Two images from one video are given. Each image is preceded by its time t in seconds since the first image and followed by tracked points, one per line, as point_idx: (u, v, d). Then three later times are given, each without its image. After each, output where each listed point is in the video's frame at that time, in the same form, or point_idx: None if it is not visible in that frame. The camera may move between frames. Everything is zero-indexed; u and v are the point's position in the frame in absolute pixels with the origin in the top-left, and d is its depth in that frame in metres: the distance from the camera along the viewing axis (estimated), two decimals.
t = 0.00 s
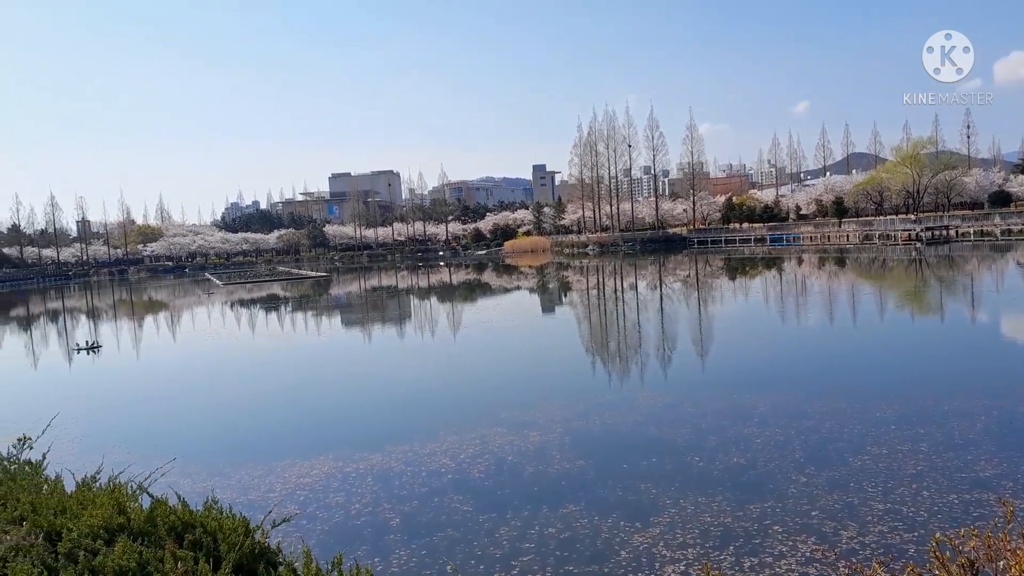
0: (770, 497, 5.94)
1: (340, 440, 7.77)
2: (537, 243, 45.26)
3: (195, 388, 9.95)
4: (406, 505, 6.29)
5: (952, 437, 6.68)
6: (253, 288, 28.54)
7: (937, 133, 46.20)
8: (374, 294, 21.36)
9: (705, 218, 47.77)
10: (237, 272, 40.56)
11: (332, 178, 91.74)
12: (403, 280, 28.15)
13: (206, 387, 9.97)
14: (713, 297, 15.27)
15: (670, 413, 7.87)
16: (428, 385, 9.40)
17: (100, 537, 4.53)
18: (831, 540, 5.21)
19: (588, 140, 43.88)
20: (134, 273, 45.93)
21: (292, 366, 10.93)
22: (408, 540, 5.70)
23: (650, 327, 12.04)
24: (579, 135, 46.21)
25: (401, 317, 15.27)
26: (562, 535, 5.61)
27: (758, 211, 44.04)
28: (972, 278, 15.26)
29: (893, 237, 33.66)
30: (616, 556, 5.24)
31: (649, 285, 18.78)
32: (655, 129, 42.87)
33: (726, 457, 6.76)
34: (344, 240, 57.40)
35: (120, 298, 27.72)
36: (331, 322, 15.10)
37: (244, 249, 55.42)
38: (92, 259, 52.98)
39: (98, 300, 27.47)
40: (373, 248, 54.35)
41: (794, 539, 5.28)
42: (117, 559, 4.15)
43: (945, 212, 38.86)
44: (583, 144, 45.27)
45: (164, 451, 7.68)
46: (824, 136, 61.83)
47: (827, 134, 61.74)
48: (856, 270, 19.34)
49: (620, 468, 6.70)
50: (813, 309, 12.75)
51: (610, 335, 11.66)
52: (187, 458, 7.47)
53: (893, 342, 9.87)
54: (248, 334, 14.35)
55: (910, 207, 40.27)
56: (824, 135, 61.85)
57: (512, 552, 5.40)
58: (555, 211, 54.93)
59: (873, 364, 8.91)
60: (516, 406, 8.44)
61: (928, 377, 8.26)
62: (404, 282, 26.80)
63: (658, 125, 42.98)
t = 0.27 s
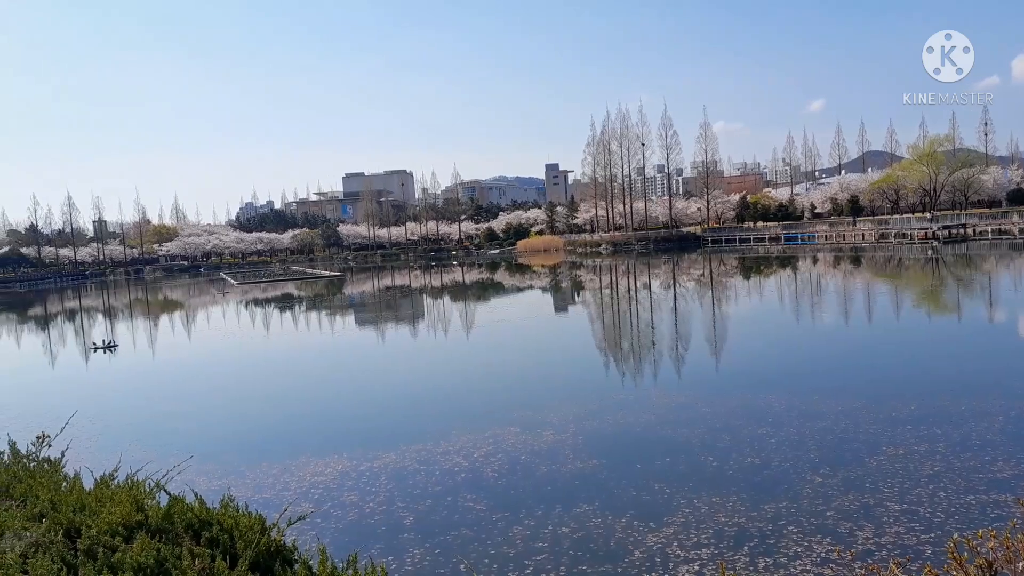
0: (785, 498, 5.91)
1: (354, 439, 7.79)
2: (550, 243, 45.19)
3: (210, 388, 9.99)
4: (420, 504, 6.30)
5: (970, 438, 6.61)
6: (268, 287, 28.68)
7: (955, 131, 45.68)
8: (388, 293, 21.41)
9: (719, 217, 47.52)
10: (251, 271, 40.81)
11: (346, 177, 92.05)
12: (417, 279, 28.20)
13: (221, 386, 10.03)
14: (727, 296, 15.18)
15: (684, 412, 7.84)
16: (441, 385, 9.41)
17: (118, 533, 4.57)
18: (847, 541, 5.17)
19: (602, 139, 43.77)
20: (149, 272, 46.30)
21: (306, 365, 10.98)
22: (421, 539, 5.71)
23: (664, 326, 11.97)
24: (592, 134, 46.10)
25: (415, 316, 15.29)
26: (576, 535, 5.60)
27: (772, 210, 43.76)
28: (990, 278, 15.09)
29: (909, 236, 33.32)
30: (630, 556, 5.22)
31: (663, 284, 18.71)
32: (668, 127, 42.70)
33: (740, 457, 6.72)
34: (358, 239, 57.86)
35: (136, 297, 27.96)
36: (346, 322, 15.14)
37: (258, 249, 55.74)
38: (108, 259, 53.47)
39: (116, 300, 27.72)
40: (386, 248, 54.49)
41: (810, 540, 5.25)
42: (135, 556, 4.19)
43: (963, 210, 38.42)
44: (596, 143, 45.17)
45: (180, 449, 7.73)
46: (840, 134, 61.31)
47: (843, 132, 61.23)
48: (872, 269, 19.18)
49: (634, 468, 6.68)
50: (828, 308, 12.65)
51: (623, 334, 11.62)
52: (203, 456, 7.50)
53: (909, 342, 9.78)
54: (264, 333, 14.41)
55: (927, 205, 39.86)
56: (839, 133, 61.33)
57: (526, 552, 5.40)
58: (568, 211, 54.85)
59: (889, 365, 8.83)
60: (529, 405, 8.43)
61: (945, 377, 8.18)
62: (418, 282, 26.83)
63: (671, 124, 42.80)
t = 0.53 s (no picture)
0: (795, 500, 5.88)
1: (364, 440, 7.82)
2: (559, 244, 45.20)
3: (221, 389, 10.04)
4: (429, 505, 6.31)
5: (981, 440, 6.58)
6: (277, 289, 28.80)
7: (967, 131, 45.29)
8: (397, 295, 21.47)
9: (729, 218, 47.47)
10: (261, 274, 41.00)
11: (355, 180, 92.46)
12: (426, 281, 28.25)
13: (231, 387, 10.09)
14: (737, 297, 15.17)
15: (693, 414, 7.83)
16: (449, 387, 9.43)
17: (131, 534, 4.60)
18: (858, 543, 5.15)
19: (611, 140, 43.73)
20: (160, 275, 46.58)
21: (316, 366, 11.04)
22: (431, 540, 5.72)
23: (673, 328, 11.95)
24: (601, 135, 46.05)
25: (424, 318, 15.34)
26: (585, 536, 5.60)
27: (782, 210, 43.59)
28: (1001, 278, 15.00)
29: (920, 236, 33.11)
30: (640, 557, 5.22)
31: (671, 286, 18.68)
32: (677, 128, 42.60)
33: (750, 459, 6.70)
34: (367, 240, 58.07)
35: (146, 300, 28.11)
36: (356, 323, 15.23)
37: (267, 251, 55.96)
38: (119, 261, 53.82)
39: (127, 302, 27.92)
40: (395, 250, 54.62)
41: (820, 542, 5.22)
42: (147, 556, 4.21)
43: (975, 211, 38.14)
44: (605, 144, 45.11)
45: (190, 450, 7.76)
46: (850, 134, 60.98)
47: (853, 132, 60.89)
48: (882, 270, 19.10)
49: (642, 470, 6.66)
50: (838, 309, 12.62)
51: (632, 336, 11.64)
52: (214, 457, 7.54)
53: (919, 343, 9.74)
54: (274, 335, 14.51)
55: (938, 206, 39.60)
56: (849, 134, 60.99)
57: (535, 553, 5.40)
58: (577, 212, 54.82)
59: (898, 366, 8.79)
60: (538, 406, 8.44)
61: (955, 379, 8.14)
62: (427, 283, 26.89)
63: (681, 125, 42.70)
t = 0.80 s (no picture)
0: (801, 503, 5.87)
1: (370, 440, 7.83)
2: (565, 245, 45.19)
3: (228, 390, 10.07)
4: (434, 506, 6.31)
5: (989, 443, 6.54)
6: (284, 290, 28.87)
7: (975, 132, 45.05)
8: (403, 296, 21.50)
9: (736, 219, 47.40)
10: (267, 274, 41.12)
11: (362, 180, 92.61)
12: (432, 282, 28.29)
13: (238, 388, 10.12)
14: (743, 299, 15.15)
15: (699, 416, 7.82)
16: (455, 387, 9.44)
17: (138, 534, 4.61)
18: (864, 546, 5.13)
19: (617, 141, 43.70)
20: (166, 275, 46.73)
21: (322, 367, 11.07)
22: (436, 541, 5.72)
23: (679, 330, 11.94)
24: (607, 136, 46.04)
25: (430, 319, 15.36)
26: (591, 539, 5.59)
27: (789, 212, 43.48)
28: (1009, 281, 14.93)
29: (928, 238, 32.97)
30: (645, 559, 5.22)
31: (677, 287, 18.68)
32: (684, 130, 42.54)
33: (756, 461, 6.68)
34: (373, 241, 58.20)
35: (153, 300, 28.23)
36: (362, 324, 15.27)
37: (273, 252, 56.11)
38: (127, 262, 54.05)
39: (134, 302, 28.03)
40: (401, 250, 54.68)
41: (826, 545, 5.21)
42: (154, 555, 4.23)
43: (983, 212, 37.93)
44: (611, 145, 45.09)
45: (197, 450, 7.78)
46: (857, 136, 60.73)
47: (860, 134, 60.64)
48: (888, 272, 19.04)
49: (648, 472, 6.65)
50: (844, 311, 12.59)
51: (637, 337, 11.64)
52: (220, 458, 7.57)
53: (926, 346, 9.71)
54: (280, 335, 14.56)
55: (946, 208, 39.44)
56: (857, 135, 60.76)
57: (541, 555, 5.39)
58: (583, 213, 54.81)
59: (906, 368, 8.75)
60: (544, 408, 8.45)
61: (963, 382, 8.10)
62: (433, 284, 26.92)
63: (687, 126, 42.63)
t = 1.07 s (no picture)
0: (817, 502, 5.83)
1: (384, 438, 7.85)
2: (578, 244, 45.14)
3: (241, 388, 10.09)
4: (448, 504, 6.32)
5: (1008, 444, 6.47)
6: (298, 288, 29.01)
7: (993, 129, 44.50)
8: (417, 295, 21.54)
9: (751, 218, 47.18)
10: (281, 273, 41.34)
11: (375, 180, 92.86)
12: (445, 281, 28.34)
13: (252, 386, 10.18)
14: (757, 298, 15.07)
15: (714, 415, 7.78)
16: (468, 386, 9.45)
17: (155, 530, 4.65)
18: (880, 546, 5.10)
19: (630, 139, 43.58)
20: (181, 274, 47.05)
21: (336, 365, 11.11)
22: (450, 539, 5.73)
23: (693, 328, 11.90)
24: (621, 134, 45.93)
25: (443, 317, 15.39)
26: (604, 537, 5.58)
27: (804, 210, 43.19)
28: None
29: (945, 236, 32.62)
30: (659, 558, 5.20)
31: (691, 286, 18.62)
32: (698, 128, 42.35)
33: (771, 460, 6.65)
34: (386, 240, 58.39)
35: (169, 299, 28.48)
36: (375, 322, 15.33)
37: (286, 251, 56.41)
38: (142, 260, 54.52)
39: (150, 301, 28.27)
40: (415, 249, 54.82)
41: (842, 545, 5.17)
42: (170, 552, 4.26)
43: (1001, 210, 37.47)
44: (625, 143, 44.96)
45: (212, 448, 7.83)
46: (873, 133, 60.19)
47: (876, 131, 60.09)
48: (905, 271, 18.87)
49: (662, 471, 6.64)
50: (860, 310, 12.50)
51: (651, 336, 11.61)
52: (235, 455, 7.61)
53: (944, 345, 9.61)
54: (295, 334, 14.63)
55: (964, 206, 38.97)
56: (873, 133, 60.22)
57: (554, 553, 5.39)
58: (596, 211, 54.72)
59: (924, 368, 8.67)
60: (558, 406, 8.44)
61: (981, 381, 8.02)
62: (446, 283, 26.98)
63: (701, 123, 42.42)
